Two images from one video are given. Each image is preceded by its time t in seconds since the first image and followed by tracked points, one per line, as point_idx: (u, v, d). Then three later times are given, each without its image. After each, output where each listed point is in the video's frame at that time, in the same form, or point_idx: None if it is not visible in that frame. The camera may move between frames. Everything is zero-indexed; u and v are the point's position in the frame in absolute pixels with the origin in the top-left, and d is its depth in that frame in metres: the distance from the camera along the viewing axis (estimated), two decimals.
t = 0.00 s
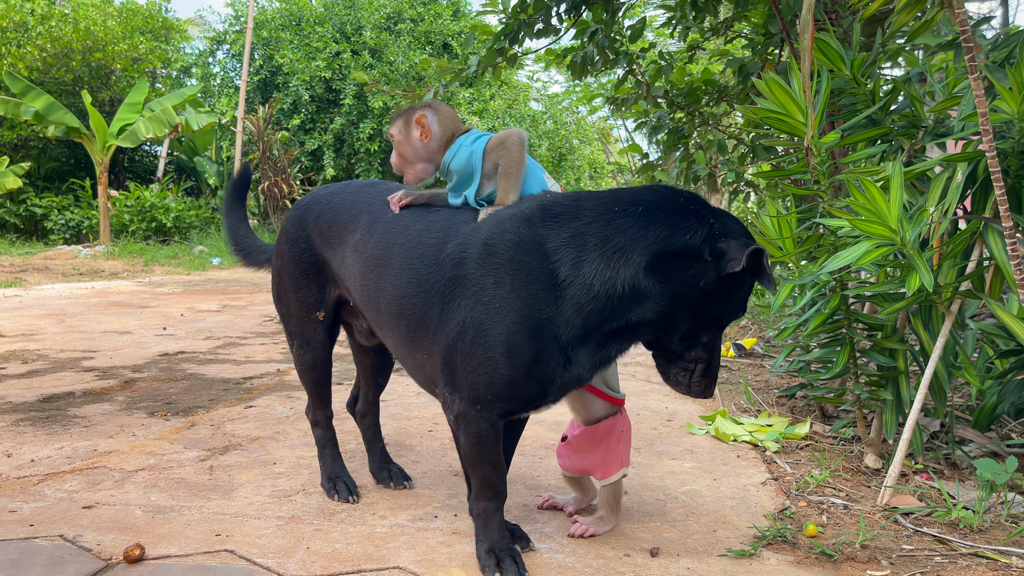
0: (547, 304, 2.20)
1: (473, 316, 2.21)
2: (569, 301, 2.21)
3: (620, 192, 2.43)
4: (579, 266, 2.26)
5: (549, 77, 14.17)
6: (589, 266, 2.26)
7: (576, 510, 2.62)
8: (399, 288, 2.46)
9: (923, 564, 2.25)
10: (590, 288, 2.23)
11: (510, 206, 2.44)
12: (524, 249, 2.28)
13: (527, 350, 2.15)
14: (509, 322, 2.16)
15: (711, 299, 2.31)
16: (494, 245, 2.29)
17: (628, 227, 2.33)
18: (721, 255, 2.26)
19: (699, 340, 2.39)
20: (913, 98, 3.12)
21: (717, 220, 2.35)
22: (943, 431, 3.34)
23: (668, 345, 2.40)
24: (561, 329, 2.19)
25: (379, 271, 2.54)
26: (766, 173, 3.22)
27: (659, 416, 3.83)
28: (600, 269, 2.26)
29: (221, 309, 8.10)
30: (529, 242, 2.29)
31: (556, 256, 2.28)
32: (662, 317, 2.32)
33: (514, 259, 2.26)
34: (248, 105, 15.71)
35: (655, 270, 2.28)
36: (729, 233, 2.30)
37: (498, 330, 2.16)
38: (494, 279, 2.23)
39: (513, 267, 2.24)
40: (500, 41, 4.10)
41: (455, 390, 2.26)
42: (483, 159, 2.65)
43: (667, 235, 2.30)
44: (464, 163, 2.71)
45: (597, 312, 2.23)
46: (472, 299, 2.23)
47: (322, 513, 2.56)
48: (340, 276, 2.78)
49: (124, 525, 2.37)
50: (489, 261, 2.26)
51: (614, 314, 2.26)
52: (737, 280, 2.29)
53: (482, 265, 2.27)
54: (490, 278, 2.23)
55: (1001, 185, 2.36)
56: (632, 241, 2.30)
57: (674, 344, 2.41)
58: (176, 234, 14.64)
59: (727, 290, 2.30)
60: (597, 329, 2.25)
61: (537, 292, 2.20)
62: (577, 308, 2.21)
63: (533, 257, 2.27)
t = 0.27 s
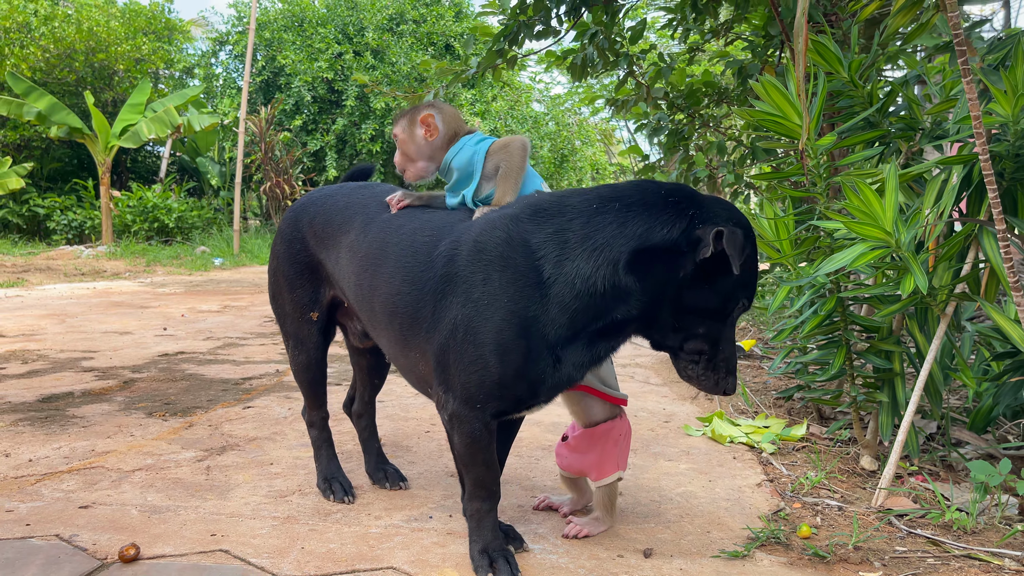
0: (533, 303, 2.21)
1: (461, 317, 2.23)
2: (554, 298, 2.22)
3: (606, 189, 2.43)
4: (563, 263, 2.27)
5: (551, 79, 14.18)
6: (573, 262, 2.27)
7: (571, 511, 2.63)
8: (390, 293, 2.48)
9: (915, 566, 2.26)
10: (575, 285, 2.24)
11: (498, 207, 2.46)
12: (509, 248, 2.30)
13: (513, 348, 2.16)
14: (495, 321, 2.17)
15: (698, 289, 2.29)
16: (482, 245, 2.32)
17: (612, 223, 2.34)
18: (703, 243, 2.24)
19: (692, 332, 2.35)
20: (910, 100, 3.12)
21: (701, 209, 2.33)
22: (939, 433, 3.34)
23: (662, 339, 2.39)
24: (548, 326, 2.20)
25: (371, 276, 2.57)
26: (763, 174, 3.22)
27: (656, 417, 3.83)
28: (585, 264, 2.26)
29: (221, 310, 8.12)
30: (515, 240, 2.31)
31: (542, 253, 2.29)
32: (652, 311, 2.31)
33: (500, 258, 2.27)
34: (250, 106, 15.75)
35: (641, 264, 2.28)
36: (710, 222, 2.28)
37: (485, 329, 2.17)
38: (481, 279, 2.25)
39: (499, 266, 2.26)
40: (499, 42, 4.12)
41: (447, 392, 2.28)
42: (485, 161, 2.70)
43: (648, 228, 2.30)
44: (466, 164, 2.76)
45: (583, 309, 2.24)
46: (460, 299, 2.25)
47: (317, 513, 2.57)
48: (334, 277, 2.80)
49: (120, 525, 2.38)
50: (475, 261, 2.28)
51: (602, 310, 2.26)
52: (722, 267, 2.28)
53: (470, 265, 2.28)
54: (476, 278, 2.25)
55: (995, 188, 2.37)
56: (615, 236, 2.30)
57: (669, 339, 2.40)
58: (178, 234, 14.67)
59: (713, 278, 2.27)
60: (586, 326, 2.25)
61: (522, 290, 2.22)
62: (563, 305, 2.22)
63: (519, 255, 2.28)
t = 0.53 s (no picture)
0: (517, 299, 2.21)
1: (449, 316, 2.26)
2: (537, 293, 2.22)
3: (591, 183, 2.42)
4: (546, 258, 2.27)
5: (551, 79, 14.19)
6: (555, 256, 2.27)
7: (565, 510, 2.63)
8: (381, 297, 2.52)
9: (907, 565, 2.27)
10: (557, 281, 2.23)
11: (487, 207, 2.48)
12: (494, 247, 2.31)
13: (497, 346, 2.17)
14: (479, 320, 2.20)
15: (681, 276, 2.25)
16: (469, 245, 2.34)
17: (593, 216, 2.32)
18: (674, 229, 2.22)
19: (679, 322, 2.30)
20: (905, 101, 3.13)
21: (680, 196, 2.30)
22: (933, 433, 3.35)
23: (653, 331, 2.37)
24: (532, 323, 2.20)
25: (362, 280, 2.61)
26: (758, 175, 3.23)
27: (652, 417, 3.84)
28: (567, 258, 2.26)
29: (220, 310, 8.12)
30: (500, 239, 2.33)
31: (526, 250, 2.30)
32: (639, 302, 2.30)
33: (485, 257, 2.29)
34: (250, 107, 15.76)
35: (624, 256, 2.26)
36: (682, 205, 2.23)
37: (468, 331, 2.20)
38: (467, 278, 2.27)
39: (484, 265, 2.28)
40: (497, 43, 4.12)
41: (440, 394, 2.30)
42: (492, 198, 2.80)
43: (625, 218, 2.28)
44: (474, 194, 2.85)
45: (567, 304, 2.23)
46: (448, 300, 2.28)
47: (311, 513, 2.57)
48: (331, 277, 2.81)
49: (115, 525, 2.39)
50: (461, 262, 2.31)
51: (587, 305, 2.25)
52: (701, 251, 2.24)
53: (457, 266, 2.31)
54: (462, 278, 2.28)
55: (986, 189, 2.38)
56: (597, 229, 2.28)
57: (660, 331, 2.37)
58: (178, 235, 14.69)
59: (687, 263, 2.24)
60: (572, 323, 2.25)
61: (506, 288, 2.23)
62: (547, 301, 2.22)
63: (503, 253, 2.30)
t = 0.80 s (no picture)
0: (503, 297, 2.22)
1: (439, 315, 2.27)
2: (524, 290, 2.22)
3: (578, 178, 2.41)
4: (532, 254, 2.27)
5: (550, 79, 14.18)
6: (540, 253, 2.27)
7: (563, 507, 2.66)
8: (376, 299, 2.54)
9: (903, 563, 2.27)
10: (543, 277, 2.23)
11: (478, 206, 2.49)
12: (481, 246, 2.32)
13: (485, 345, 2.17)
14: (465, 319, 2.21)
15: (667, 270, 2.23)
16: (458, 245, 2.35)
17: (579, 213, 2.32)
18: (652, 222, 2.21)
19: (665, 317, 2.29)
20: (902, 100, 3.13)
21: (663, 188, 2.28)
22: (931, 431, 3.35)
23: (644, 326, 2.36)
24: (519, 319, 2.20)
25: (359, 283, 2.63)
26: (756, 174, 3.23)
27: (651, 417, 3.84)
28: (553, 255, 2.25)
29: (220, 310, 8.12)
30: (487, 239, 2.34)
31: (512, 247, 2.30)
32: (629, 297, 2.29)
33: (472, 257, 2.30)
34: (249, 108, 15.76)
35: (606, 251, 2.25)
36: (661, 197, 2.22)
37: (457, 331, 2.21)
38: (455, 278, 2.28)
39: (472, 263, 2.29)
40: (495, 43, 4.12)
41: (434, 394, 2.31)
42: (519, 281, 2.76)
43: (608, 212, 2.27)
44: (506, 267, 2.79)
45: (556, 300, 2.23)
46: (437, 301, 2.30)
47: (309, 512, 2.58)
48: (333, 275, 2.81)
49: (113, 524, 2.39)
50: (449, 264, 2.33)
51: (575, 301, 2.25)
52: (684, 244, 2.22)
53: (447, 265, 2.32)
54: (451, 278, 2.29)
55: (982, 188, 2.38)
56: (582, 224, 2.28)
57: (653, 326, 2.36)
58: (178, 235, 14.70)
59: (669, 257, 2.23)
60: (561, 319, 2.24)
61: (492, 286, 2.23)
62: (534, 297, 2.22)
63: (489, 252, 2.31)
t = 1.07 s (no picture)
0: (504, 301, 2.21)
1: (432, 317, 2.24)
2: (524, 293, 2.23)
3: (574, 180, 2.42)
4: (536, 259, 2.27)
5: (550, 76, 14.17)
6: (542, 257, 2.27)
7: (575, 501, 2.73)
8: (366, 296, 2.51)
9: (902, 559, 2.28)
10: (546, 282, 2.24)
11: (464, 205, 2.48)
12: (476, 249, 2.30)
13: (482, 348, 2.17)
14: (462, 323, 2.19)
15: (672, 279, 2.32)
16: (451, 244, 2.33)
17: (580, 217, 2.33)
18: (669, 234, 2.27)
19: (670, 319, 2.41)
20: (901, 95, 3.12)
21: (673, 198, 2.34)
22: (931, 427, 3.36)
23: (637, 325, 2.43)
24: (518, 323, 2.20)
25: (349, 278, 2.61)
26: (756, 170, 3.23)
27: (650, 413, 3.85)
28: (554, 258, 2.27)
29: (220, 309, 8.13)
30: (483, 239, 2.32)
31: (511, 250, 2.29)
32: (624, 300, 2.34)
33: (468, 259, 2.28)
34: (249, 106, 15.75)
35: (610, 256, 2.29)
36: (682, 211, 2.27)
37: (453, 333, 2.19)
38: (450, 281, 2.25)
39: (468, 264, 2.27)
40: (494, 41, 4.11)
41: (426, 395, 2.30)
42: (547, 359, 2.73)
43: (612, 218, 2.30)
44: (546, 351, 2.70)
45: (555, 303, 2.25)
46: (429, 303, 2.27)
47: (309, 510, 2.58)
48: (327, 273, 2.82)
49: (113, 522, 2.39)
50: (442, 266, 2.29)
51: (574, 305, 2.28)
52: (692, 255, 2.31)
53: (440, 265, 2.29)
54: (445, 281, 2.26)
55: (981, 183, 2.38)
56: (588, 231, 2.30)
57: (645, 326, 2.44)
58: (178, 234, 14.70)
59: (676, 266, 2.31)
60: (556, 321, 2.27)
61: (491, 290, 2.22)
62: (535, 301, 2.23)
63: (484, 254, 2.29)
